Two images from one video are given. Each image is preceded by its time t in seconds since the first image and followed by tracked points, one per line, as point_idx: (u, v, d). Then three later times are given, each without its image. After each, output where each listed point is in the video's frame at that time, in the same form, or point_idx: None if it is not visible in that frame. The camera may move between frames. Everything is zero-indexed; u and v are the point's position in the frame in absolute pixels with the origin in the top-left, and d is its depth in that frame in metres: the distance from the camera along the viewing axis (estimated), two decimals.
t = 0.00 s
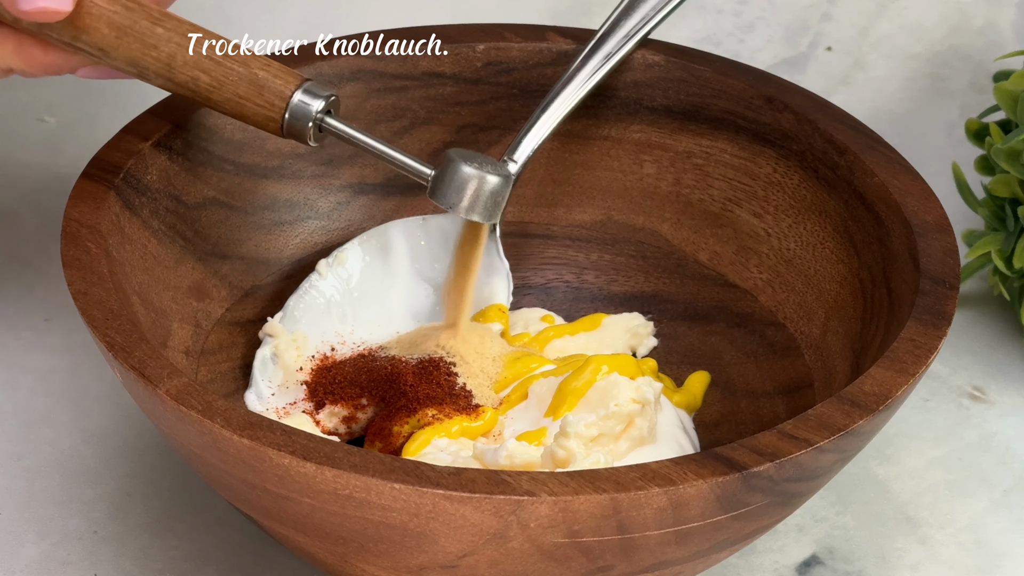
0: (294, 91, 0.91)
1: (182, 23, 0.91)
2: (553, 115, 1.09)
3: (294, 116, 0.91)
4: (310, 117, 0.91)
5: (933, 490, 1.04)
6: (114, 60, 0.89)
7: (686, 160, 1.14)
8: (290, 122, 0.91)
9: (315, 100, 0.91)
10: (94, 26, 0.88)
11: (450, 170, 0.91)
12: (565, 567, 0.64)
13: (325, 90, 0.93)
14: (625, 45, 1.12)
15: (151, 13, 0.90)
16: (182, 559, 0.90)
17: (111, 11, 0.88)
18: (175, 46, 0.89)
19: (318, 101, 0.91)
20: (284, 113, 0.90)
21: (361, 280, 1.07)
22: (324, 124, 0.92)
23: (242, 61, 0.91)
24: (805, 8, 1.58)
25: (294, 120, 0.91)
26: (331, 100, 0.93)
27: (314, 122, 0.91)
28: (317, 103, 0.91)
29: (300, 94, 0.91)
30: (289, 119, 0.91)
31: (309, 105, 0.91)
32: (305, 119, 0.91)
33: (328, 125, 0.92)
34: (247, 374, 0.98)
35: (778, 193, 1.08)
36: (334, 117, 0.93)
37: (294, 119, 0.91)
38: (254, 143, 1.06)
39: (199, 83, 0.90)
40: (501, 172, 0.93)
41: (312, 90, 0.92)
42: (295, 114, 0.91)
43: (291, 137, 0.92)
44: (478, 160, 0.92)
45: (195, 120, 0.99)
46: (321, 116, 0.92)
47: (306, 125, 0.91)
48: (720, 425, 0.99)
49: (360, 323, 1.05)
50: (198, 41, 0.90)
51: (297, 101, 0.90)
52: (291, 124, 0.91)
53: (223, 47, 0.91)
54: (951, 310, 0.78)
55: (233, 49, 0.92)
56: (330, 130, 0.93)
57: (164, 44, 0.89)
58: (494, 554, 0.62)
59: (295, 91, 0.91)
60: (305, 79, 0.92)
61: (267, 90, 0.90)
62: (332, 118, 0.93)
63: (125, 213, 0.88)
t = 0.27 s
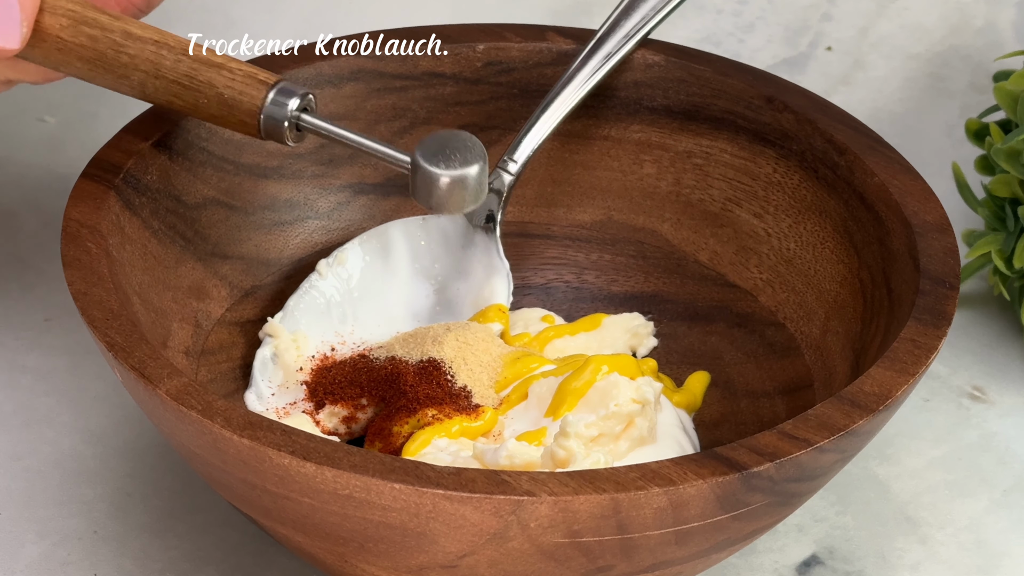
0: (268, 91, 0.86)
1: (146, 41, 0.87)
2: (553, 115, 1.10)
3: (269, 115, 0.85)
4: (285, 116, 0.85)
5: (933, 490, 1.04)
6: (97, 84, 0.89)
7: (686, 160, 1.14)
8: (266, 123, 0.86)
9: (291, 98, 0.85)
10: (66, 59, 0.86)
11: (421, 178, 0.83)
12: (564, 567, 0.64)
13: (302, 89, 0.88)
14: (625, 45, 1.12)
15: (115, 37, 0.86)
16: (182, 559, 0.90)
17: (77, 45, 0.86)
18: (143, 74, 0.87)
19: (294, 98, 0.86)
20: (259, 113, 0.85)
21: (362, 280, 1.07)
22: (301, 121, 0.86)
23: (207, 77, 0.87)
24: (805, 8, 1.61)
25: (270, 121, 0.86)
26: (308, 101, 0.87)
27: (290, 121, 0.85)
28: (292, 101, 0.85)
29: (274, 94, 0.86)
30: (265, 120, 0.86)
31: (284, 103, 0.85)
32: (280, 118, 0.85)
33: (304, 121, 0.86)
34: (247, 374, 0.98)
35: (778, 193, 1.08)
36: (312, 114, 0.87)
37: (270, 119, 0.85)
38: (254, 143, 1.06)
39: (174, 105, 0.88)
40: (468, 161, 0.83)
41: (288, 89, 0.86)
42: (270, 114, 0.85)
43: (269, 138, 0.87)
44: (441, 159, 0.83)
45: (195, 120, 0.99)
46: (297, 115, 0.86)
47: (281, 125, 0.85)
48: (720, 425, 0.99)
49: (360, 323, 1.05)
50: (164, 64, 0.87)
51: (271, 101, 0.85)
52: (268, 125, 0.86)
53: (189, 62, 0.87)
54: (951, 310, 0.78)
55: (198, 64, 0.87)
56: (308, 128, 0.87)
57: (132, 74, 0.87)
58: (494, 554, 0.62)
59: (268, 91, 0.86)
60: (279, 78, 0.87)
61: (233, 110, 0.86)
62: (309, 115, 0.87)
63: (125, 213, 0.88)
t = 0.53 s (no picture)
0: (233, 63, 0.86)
1: (106, 39, 0.87)
2: (554, 115, 1.10)
3: (235, 86, 0.85)
4: (250, 85, 0.85)
5: (933, 490, 1.04)
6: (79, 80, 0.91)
7: (686, 160, 1.14)
8: (234, 93, 0.85)
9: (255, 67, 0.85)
10: (40, 63, 0.88)
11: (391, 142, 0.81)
12: (565, 567, 0.64)
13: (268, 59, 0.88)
14: (625, 45, 1.12)
15: (77, 40, 0.87)
16: (182, 559, 0.90)
17: (43, 52, 0.87)
18: (112, 73, 0.88)
19: (259, 67, 0.86)
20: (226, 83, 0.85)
21: (362, 281, 1.07)
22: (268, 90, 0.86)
23: (171, 68, 0.87)
24: (805, 8, 1.60)
25: (237, 90, 0.85)
26: (275, 69, 0.87)
27: (256, 91, 0.85)
28: (256, 69, 0.85)
29: (240, 64, 0.86)
30: (233, 90, 0.85)
31: (249, 72, 0.85)
32: (245, 88, 0.85)
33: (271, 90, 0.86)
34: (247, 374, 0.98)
35: (778, 193, 1.08)
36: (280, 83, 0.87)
37: (237, 89, 0.85)
38: (254, 143, 1.06)
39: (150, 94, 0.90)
40: (428, 110, 0.80)
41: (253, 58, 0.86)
42: (236, 83, 0.85)
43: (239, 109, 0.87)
44: (405, 120, 0.80)
45: (195, 120, 0.99)
46: (264, 83, 0.86)
47: (247, 95, 0.85)
48: (720, 425, 0.99)
49: (360, 323, 1.05)
50: (127, 61, 0.87)
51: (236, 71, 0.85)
52: (236, 96, 0.86)
53: (151, 55, 0.87)
54: (951, 310, 0.78)
55: (159, 55, 0.87)
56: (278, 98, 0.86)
57: (101, 73, 0.88)
58: (494, 554, 0.62)
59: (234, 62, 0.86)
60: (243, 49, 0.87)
61: (204, 97, 0.87)
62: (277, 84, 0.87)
63: (125, 213, 0.88)
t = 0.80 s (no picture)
0: (226, 58, 0.86)
1: (98, 43, 0.87)
2: (553, 115, 1.10)
3: (229, 83, 0.85)
4: (245, 81, 0.85)
5: (933, 490, 1.04)
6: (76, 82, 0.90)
7: (686, 160, 1.14)
8: (229, 90, 0.86)
9: (249, 63, 0.86)
10: (37, 69, 0.88)
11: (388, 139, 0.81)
12: (565, 567, 0.64)
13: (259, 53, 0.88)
14: (625, 45, 1.12)
15: (70, 45, 0.86)
16: (182, 559, 0.90)
17: (39, 58, 0.87)
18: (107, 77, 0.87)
19: (252, 63, 0.86)
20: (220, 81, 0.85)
21: (362, 281, 1.07)
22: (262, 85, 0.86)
23: (163, 70, 0.87)
24: (805, 9, 1.62)
25: (232, 87, 0.85)
26: (265, 66, 0.88)
27: (249, 87, 0.86)
28: (251, 66, 0.86)
29: (233, 60, 0.86)
30: (228, 87, 0.85)
31: (242, 68, 0.86)
32: (239, 85, 0.85)
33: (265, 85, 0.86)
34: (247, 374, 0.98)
35: (778, 193, 1.08)
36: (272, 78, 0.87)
37: (232, 86, 0.85)
38: (254, 143, 1.06)
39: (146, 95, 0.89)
40: (420, 103, 0.79)
41: (245, 54, 0.86)
42: (230, 80, 0.85)
43: (234, 105, 0.87)
44: (398, 115, 0.80)
45: (195, 120, 0.99)
46: (257, 79, 0.86)
47: (241, 92, 0.85)
48: (720, 425, 0.99)
49: (360, 323, 1.05)
50: (120, 64, 0.87)
51: (229, 67, 0.85)
52: (230, 92, 0.86)
53: (142, 57, 0.87)
54: (951, 310, 0.78)
55: (151, 57, 0.87)
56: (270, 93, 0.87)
57: (96, 77, 0.88)
58: (495, 554, 0.62)
59: (227, 58, 0.86)
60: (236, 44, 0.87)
61: (199, 97, 0.87)
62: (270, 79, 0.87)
63: (125, 213, 0.88)
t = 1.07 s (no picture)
0: (230, 63, 0.86)
1: (101, 44, 0.87)
2: (554, 115, 1.10)
3: (231, 88, 0.85)
4: (248, 87, 0.85)
5: (933, 490, 1.04)
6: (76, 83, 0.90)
7: (686, 160, 1.14)
8: (231, 95, 0.86)
9: (252, 69, 0.86)
10: (37, 69, 0.88)
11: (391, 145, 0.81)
12: (565, 567, 0.64)
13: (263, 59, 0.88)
14: (625, 45, 1.12)
15: (73, 46, 0.86)
16: (182, 559, 0.90)
17: (40, 58, 0.87)
18: (110, 78, 0.87)
19: (255, 69, 0.86)
20: (223, 87, 0.85)
21: (362, 281, 1.07)
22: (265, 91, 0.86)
23: (166, 73, 0.87)
24: (805, 9, 1.62)
25: (235, 94, 0.86)
26: (269, 71, 0.87)
27: (252, 93, 0.86)
28: (254, 72, 0.86)
29: (236, 66, 0.86)
30: (231, 93, 0.86)
31: (244, 74, 0.86)
32: (242, 90, 0.85)
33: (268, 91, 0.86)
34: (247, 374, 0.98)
35: (778, 193, 1.08)
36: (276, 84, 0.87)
37: (235, 92, 0.86)
38: (254, 143, 1.06)
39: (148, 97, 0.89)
40: (425, 110, 0.80)
41: (249, 61, 0.86)
42: (234, 87, 0.85)
43: (236, 111, 0.87)
44: (402, 121, 0.80)
45: (195, 120, 0.99)
46: (260, 85, 0.86)
47: (244, 97, 0.85)
48: (720, 425, 0.99)
49: (360, 323, 1.05)
50: (122, 66, 0.87)
51: (232, 73, 0.86)
52: (233, 98, 0.86)
53: (145, 60, 0.87)
54: (951, 310, 0.78)
55: (154, 59, 0.87)
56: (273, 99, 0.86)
57: (98, 78, 0.87)
58: (494, 554, 0.62)
59: (230, 64, 0.86)
60: (241, 51, 0.87)
61: (200, 99, 0.87)
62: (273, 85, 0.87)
63: (125, 213, 0.88)
